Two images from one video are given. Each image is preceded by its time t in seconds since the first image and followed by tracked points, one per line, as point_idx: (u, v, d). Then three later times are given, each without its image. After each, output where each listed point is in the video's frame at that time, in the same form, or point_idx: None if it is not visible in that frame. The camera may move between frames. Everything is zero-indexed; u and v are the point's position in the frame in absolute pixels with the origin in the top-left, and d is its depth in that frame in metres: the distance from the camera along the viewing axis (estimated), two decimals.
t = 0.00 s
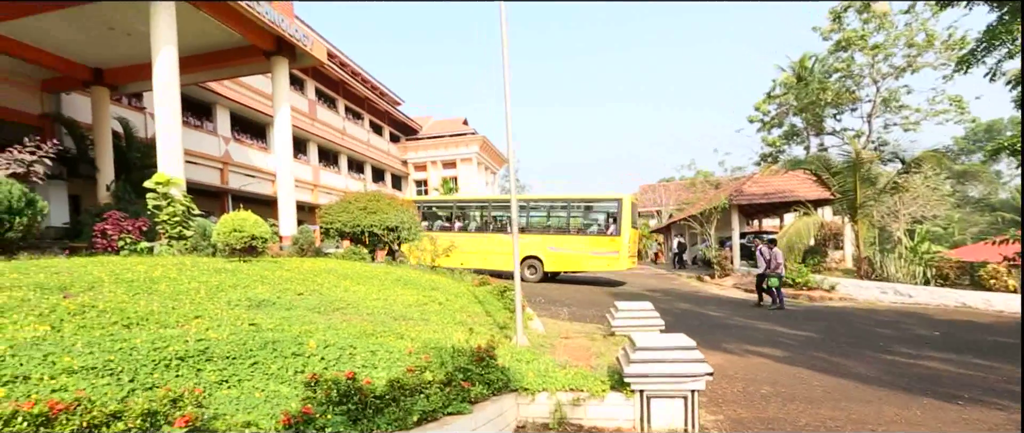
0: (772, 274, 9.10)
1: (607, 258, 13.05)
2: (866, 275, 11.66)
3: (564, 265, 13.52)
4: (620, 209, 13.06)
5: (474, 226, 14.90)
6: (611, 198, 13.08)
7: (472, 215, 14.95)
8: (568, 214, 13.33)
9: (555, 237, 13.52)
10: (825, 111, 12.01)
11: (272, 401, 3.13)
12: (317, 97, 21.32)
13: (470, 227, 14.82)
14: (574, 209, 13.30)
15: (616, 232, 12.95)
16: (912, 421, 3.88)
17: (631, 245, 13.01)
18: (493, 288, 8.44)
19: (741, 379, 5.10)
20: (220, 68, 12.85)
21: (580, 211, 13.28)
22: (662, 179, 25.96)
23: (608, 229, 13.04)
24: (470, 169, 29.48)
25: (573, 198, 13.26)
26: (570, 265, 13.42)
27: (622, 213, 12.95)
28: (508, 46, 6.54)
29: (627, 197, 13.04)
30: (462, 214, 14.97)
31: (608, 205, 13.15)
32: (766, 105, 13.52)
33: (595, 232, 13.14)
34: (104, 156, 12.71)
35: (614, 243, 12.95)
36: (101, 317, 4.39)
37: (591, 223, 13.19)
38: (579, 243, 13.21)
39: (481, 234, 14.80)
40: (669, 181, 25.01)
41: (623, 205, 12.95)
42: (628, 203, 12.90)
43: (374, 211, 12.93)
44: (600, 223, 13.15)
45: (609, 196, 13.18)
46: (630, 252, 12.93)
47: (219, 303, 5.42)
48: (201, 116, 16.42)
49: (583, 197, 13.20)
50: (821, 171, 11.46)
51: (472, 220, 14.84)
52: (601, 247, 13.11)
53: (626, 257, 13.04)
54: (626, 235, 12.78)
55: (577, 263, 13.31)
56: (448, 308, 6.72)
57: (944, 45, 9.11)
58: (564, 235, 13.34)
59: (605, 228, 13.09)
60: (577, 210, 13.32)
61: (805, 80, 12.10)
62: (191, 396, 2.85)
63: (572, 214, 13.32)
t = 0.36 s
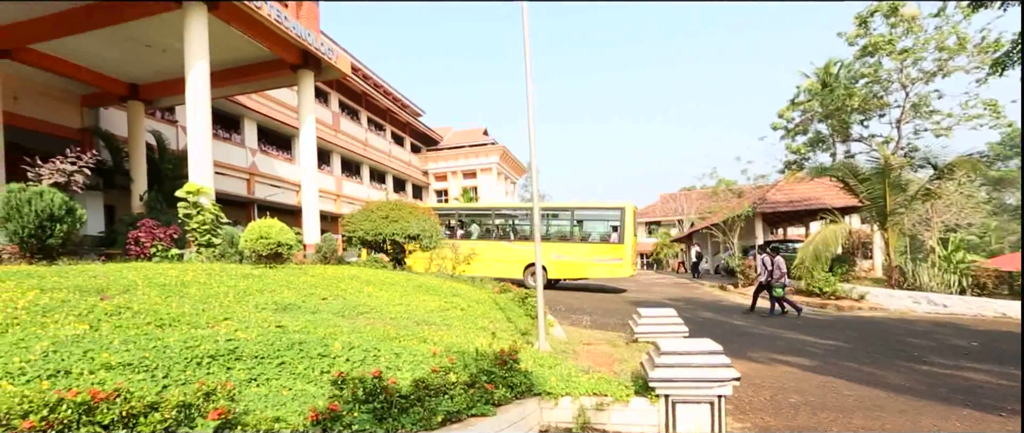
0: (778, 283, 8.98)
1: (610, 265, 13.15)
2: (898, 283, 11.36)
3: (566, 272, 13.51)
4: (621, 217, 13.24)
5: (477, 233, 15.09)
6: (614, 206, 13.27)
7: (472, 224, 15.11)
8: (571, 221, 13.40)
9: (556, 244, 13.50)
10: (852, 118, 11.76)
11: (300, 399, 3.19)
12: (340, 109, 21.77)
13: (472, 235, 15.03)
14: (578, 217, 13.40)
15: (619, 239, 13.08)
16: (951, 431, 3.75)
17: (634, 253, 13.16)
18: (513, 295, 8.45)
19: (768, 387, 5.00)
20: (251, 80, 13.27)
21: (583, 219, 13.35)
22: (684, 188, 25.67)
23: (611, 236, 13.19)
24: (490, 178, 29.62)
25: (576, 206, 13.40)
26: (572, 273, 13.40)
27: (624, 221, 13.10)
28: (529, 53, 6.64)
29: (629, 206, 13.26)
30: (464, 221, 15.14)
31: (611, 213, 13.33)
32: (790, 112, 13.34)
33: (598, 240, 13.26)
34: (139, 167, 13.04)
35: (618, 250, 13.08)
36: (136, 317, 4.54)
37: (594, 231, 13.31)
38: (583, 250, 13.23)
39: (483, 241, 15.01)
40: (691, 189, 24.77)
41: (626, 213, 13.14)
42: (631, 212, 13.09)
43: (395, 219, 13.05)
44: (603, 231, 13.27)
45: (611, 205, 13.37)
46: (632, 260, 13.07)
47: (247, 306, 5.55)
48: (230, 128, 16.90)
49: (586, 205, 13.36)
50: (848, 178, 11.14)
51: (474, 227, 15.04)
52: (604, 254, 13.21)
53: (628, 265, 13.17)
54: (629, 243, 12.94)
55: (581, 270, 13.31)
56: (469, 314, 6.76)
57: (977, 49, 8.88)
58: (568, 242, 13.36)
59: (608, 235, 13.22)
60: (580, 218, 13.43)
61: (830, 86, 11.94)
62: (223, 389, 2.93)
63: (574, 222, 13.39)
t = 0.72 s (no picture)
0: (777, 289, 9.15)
1: (610, 272, 13.17)
2: (924, 294, 11.00)
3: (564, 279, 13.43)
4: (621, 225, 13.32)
5: (476, 240, 15.34)
6: (613, 214, 13.37)
7: (472, 231, 15.38)
8: (572, 229, 13.43)
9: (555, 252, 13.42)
10: (874, 124, 11.57)
11: (321, 397, 3.22)
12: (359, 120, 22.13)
13: (472, 243, 15.29)
14: (578, 225, 13.47)
15: (619, 247, 13.16)
16: None
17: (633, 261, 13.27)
18: (529, 302, 8.44)
19: (791, 395, 4.90)
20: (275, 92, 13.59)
21: (583, 226, 13.41)
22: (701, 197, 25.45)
23: (611, 244, 13.26)
24: (506, 188, 29.70)
25: (576, 214, 13.50)
26: (571, 280, 13.32)
27: (624, 228, 13.19)
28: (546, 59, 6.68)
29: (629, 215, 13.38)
30: (462, 229, 15.40)
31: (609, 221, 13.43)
32: (809, 120, 13.18)
33: (597, 247, 13.30)
34: (164, 177, 13.37)
35: (619, 257, 13.13)
36: (162, 319, 4.64)
37: (593, 238, 13.34)
38: (584, 257, 13.19)
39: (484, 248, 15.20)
40: (708, 198, 24.53)
41: (626, 222, 13.24)
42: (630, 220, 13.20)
43: (412, 228, 13.17)
44: (603, 238, 13.31)
45: (610, 213, 13.43)
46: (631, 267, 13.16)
47: (269, 309, 5.64)
48: (252, 139, 17.28)
49: (585, 213, 13.43)
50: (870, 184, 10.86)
51: (473, 234, 15.31)
52: (603, 262, 13.24)
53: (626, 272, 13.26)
54: (629, 251, 13.05)
55: (581, 277, 13.24)
56: (486, 319, 6.77)
57: (1004, 52, 8.71)
58: (569, 250, 13.30)
59: (608, 243, 13.29)
60: (581, 226, 13.47)
61: (851, 92, 11.80)
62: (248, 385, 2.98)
63: (575, 229, 13.40)
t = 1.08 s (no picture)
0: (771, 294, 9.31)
1: (609, 280, 13.14)
2: (951, 302, 10.73)
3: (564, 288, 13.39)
4: (620, 233, 13.35)
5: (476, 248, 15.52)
6: (612, 222, 13.38)
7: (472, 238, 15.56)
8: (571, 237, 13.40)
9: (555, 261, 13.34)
10: (896, 130, 11.35)
11: (342, 395, 3.26)
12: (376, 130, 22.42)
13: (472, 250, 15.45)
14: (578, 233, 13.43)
15: (619, 254, 13.15)
16: None
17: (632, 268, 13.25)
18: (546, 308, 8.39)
19: (815, 402, 4.80)
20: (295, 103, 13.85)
21: (583, 234, 13.40)
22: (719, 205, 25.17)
23: (610, 251, 13.26)
24: (522, 197, 29.71)
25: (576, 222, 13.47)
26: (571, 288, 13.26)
27: (624, 235, 13.20)
28: (562, 65, 6.69)
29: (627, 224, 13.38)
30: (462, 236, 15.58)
31: (609, 229, 13.43)
32: (828, 125, 13.01)
33: (597, 255, 13.29)
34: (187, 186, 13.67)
35: (619, 265, 13.13)
36: (186, 320, 4.73)
37: (592, 245, 13.32)
38: (584, 265, 13.14)
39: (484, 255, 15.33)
40: (725, 206, 24.24)
41: (626, 229, 13.24)
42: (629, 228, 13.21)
43: (429, 235, 13.23)
44: (603, 246, 13.29)
45: (610, 220, 13.44)
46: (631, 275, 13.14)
47: (290, 312, 5.71)
48: (272, 150, 17.62)
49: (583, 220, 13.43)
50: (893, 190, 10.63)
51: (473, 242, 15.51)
52: (603, 269, 13.23)
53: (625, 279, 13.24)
54: (628, 258, 13.04)
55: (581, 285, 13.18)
56: (503, 324, 6.76)
57: None
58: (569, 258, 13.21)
59: (608, 251, 13.28)
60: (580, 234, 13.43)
61: (872, 98, 11.64)
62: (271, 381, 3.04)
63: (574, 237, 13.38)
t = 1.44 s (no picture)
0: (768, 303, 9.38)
1: (610, 286, 13.11)
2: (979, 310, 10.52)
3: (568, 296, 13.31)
4: (620, 239, 13.41)
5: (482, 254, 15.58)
6: (612, 229, 13.45)
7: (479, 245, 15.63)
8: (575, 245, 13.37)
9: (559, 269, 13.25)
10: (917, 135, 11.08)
11: (362, 395, 3.29)
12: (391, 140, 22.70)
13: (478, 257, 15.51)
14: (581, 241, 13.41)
15: (618, 260, 13.19)
16: None
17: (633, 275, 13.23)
18: (561, 315, 8.35)
19: (838, 409, 4.71)
20: (311, 113, 14.12)
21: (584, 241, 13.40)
22: (735, 213, 24.93)
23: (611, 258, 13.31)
24: (536, 205, 29.72)
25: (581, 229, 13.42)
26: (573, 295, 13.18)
27: (623, 241, 13.25)
28: (579, 74, 6.75)
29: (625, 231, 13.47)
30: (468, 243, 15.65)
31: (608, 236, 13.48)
32: (847, 131, 12.85)
33: (599, 262, 13.30)
34: (209, 195, 13.94)
35: (619, 271, 13.13)
36: (208, 322, 4.82)
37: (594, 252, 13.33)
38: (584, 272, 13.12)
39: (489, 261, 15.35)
40: (742, 213, 24.00)
41: (625, 236, 13.28)
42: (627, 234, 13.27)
43: (444, 242, 13.30)
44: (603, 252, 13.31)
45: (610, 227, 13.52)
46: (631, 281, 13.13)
47: (308, 316, 5.79)
48: (290, 159, 17.95)
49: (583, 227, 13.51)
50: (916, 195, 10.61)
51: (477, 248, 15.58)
52: (603, 276, 13.22)
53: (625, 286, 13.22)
54: (628, 264, 13.08)
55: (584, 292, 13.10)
56: (519, 330, 6.76)
57: None
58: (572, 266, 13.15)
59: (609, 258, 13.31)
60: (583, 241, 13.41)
61: (892, 103, 11.47)
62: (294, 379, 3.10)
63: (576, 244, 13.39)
